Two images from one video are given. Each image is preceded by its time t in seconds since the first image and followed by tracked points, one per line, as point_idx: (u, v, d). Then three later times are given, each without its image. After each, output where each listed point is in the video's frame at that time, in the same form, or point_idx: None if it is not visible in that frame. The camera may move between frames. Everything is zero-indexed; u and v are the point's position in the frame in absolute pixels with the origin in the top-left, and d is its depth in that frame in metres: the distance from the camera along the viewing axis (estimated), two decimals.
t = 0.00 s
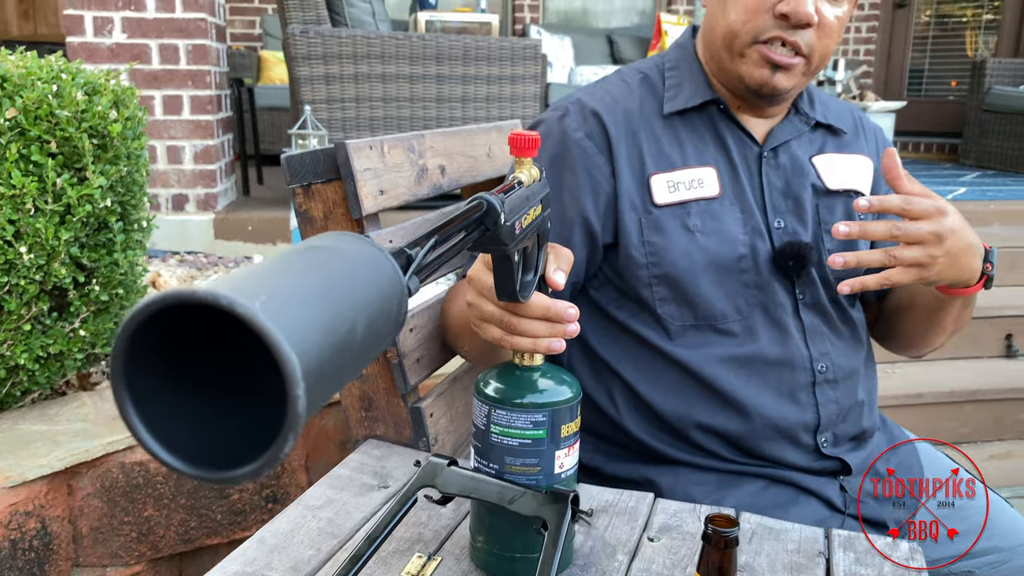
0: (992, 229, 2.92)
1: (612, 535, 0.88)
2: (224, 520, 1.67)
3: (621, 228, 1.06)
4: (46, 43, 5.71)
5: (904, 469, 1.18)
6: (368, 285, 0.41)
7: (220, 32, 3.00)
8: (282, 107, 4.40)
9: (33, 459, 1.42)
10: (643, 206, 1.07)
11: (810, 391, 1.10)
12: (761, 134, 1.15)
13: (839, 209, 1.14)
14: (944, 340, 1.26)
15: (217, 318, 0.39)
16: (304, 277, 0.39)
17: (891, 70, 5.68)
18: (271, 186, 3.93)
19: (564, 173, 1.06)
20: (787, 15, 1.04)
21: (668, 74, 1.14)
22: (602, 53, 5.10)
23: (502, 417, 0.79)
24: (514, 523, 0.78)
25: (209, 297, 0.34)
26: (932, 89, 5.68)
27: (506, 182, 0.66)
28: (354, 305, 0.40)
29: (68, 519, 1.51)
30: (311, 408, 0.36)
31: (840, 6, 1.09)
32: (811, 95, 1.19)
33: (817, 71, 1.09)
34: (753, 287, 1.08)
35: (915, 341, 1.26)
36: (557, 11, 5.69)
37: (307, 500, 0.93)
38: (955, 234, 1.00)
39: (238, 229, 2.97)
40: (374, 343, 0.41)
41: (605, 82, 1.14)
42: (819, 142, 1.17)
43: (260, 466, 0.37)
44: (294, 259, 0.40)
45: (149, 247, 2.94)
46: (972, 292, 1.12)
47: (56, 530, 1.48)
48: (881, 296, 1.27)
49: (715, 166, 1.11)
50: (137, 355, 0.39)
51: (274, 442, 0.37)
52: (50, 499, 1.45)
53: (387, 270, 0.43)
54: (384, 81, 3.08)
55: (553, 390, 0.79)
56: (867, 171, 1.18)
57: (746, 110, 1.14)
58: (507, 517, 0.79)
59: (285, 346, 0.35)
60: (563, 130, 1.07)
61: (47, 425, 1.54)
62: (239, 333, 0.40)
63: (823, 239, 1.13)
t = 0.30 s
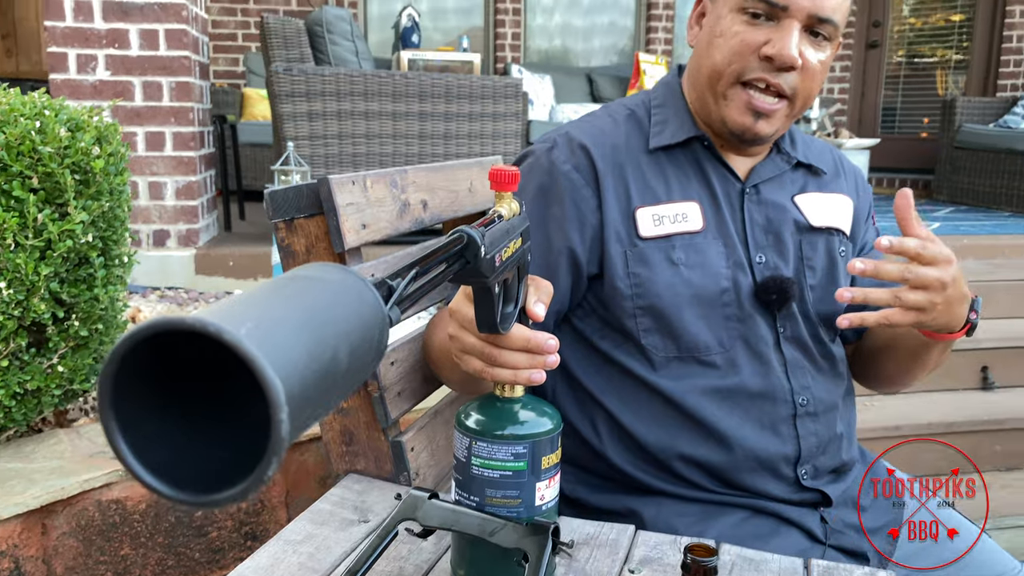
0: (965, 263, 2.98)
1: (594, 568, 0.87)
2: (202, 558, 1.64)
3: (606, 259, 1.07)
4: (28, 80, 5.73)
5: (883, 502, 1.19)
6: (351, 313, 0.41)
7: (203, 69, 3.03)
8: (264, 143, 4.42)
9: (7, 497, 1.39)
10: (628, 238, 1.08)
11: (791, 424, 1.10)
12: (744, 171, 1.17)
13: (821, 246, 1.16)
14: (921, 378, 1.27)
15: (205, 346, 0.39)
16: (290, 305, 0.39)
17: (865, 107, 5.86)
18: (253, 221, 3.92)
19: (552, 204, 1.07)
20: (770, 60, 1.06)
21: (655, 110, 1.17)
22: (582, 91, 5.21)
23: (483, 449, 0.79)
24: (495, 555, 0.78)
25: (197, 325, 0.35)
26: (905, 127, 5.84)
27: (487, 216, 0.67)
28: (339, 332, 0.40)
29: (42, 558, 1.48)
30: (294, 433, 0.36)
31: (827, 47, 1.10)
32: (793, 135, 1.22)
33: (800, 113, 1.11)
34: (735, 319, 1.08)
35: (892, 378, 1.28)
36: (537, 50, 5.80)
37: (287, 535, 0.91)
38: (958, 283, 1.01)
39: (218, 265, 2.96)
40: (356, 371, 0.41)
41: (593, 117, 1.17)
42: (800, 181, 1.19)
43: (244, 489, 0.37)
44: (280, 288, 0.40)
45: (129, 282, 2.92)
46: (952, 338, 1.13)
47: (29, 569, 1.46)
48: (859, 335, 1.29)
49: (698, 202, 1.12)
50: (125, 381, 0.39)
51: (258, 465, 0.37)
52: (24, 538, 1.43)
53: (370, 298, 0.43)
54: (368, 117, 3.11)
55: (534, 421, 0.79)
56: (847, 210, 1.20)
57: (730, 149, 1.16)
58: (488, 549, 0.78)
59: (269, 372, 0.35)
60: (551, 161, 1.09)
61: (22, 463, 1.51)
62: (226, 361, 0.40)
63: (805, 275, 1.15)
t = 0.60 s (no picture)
0: (936, 303, 3.04)
1: None
2: None
3: (581, 306, 1.08)
4: (10, 122, 5.73)
5: (859, 545, 1.20)
6: (324, 375, 0.41)
7: (185, 113, 3.04)
8: (244, 185, 4.42)
9: None
10: (603, 285, 1.09)
11: (765, 469, 1.11)
12: (716, 220, 1.19)
13: (792, 293, 1.17)
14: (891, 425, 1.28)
15: (181, 412, 0.38)
16: (262, 371, 0.39)
17: (838, 150, 6.05)
18: (232, 263, 3.90)
19: (527, 253, 1.08)
20: (735, 114, 1.08)
21: (628, 160, 1.19)
22: (561, 134, 5.30)
23: (460, 498, 0.78)
24: None
25: (171, 393, 0.34)
26: (877, 169, 5.98)
27: (463, 267, 0.68)
28: (310, 395, 0.40)
29: None
30: (266, 497, 0.36)
31: (793, 102, 1.12)
32: (764, 182, 1.24)
33: (766, 166, 1.13)
34: (708, 365, 1.09)
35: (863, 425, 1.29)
36: (517, 93, 5.91)
37: None
38: (913, 337, 1.02)
39: (197, 307, 2.94)
40: (327, 431, 0.41)
41: (566, 167, 1.18)
42: (772, 229, 1.21)
43: (220, 552, 0.37)
44: (254, 352, 0.40)
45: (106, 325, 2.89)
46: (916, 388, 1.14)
47: None
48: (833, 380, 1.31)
49: (671, 250, 1.13)
50: (99, 445, 0.39)
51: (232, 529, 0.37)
52: None
53: (343, 359, 0.43)
54: (349, 160, 3.13)
55: (511, 469, 0.80)
56: (818, 257, 1.22)
57: (701, 197, 1.18)
58: None
59: (242, 439, 0.35)
60: (526, 212, 1.10)
61: None
62: (200, 425, 0.39)
63: (777, 321, 1.16)
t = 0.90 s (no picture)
0: (910, 340, 3.09)
1: None
2: None
3: (553, 346, 1.08)
4: None
5: None
6: (301, 415, 0.41)
7: (166, 151, 3.04)
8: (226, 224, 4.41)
9: None
10: (574, 325, 1.09)
11: (740, 506, 1.11)
12: (684, 257, 1.21)
13: (763, 329, 1.18)
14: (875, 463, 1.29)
15: (157, 455, 0.38)
16: (240, 412, 0.38)
17: (813, 189, 6.20)
18: (212, 301, 3.87)
19: (498, 296, 1.08)
20: (689, 149, 1.10)
21: (597, 203, 1.20)
22: (541, 173, 5.37)
23: (438, 537, 0.77)
24: None
25: (147, 434, 0.34)
26: (851, 208, 6.11)
27: (442, 305, 0.68)
28: (288, 436, 0.39)
29: None
30: (242, 539, 0.35)
31: (748, 135, 1.14)
32: (733, 220, 1.26)
33: (725, 199, 1.15)
34: (681, 404, 1.09)
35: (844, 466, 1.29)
36: (498, 132, 5.99)
37: None
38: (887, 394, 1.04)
39: (176, 345, 2.90)
40: (305, 472, 0.40)
41: (536, 211, 1.19)
42: (743, 265, 1.23)
43: None
44: (232, 396, 0.40)
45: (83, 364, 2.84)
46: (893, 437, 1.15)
47: None
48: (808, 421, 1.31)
49: (641, 289, 1.14)
50: (74, 488, 0.38)
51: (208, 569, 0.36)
52: None
53: (321, 398, 0.42)
54: (330, 198, 3.14)
55: (490, 509, 0.79)
56: (791, 293, 1.23)
57: (668, 234, 1.21)
58: None
59: (219, 479, 0.34)
60: (496, 255, 1.10)
61: None
62: (175, 467, 0.39)
63: (747, 357, 1.17)
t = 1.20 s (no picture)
0: (891, 366, 3.12)
1: None
2: None
3: (534, 375, 1.07)
4: None
5: None
6: (270, 447, 0.40)
7: (149, 178, 3.03)
8: (208, 251, 4.38)
9: None
10: (555, 354, 1.09)
11: (722, 537, 1.11)
12: (666, 285, 1.22)
13: (745, 357, 1.18)
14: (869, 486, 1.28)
15: (121, 487, 0.36)
16: (206, 443, 0.37)
17: (795, 217, 6.27)
18: (194, 328, 3.83)
19: (478, 325, 1.08)
20: (672, 181, 1.11)
21: (578, 230, 1.20)
22: (526, 200, 5.40)
23: (419, 568, 0.76)
24: None
25: (110, 466, 0.33)
26: (833, 236, 6.18)
27: (422, 331, 0.68)
28: (255, 467, 0.39)
29: None
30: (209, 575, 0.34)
31: (731, 166, 1.15)
32: (714, 247, 1.26)
33: (707, 230, 1.15)
34: (663, 433, 1.09)
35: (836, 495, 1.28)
36: (483, 160, 6.03)
37: None
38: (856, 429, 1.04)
39: (156, 373, 2.86)
40: (273, 503, 0.40)
41: (518, 238, 1.19)
42: (724, 293, 1.23)
43: None
44: (201, 427, 0.39)
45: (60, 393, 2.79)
46: (872, 466, 1.16)
47: None
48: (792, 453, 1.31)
49: (622, 317, 1.14)
50: (33, 520, 0.36)
51: None
52: None
53: (290, 428, 0.42)
54: (314, 225, 3.14)
55: (471, 539, 0.78)
56: (774, 321, 1.23)
57: (650, 263, 1.21)
58: None
59: (184, 512, 0.33)
60: (477, 283, 1.10)
61: None
62: (137, 499, 0.37)
63: (728, 386, 1.18)
